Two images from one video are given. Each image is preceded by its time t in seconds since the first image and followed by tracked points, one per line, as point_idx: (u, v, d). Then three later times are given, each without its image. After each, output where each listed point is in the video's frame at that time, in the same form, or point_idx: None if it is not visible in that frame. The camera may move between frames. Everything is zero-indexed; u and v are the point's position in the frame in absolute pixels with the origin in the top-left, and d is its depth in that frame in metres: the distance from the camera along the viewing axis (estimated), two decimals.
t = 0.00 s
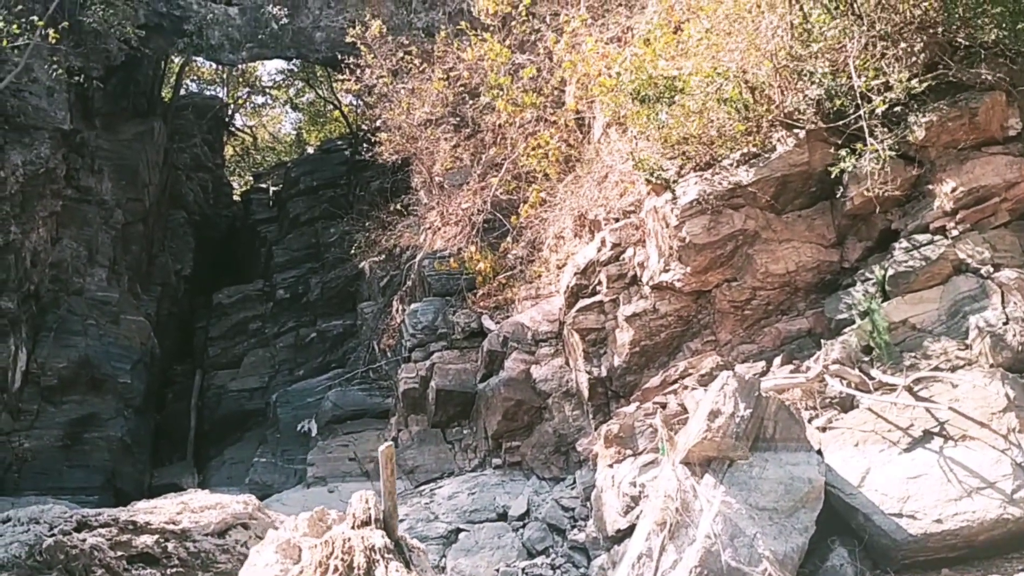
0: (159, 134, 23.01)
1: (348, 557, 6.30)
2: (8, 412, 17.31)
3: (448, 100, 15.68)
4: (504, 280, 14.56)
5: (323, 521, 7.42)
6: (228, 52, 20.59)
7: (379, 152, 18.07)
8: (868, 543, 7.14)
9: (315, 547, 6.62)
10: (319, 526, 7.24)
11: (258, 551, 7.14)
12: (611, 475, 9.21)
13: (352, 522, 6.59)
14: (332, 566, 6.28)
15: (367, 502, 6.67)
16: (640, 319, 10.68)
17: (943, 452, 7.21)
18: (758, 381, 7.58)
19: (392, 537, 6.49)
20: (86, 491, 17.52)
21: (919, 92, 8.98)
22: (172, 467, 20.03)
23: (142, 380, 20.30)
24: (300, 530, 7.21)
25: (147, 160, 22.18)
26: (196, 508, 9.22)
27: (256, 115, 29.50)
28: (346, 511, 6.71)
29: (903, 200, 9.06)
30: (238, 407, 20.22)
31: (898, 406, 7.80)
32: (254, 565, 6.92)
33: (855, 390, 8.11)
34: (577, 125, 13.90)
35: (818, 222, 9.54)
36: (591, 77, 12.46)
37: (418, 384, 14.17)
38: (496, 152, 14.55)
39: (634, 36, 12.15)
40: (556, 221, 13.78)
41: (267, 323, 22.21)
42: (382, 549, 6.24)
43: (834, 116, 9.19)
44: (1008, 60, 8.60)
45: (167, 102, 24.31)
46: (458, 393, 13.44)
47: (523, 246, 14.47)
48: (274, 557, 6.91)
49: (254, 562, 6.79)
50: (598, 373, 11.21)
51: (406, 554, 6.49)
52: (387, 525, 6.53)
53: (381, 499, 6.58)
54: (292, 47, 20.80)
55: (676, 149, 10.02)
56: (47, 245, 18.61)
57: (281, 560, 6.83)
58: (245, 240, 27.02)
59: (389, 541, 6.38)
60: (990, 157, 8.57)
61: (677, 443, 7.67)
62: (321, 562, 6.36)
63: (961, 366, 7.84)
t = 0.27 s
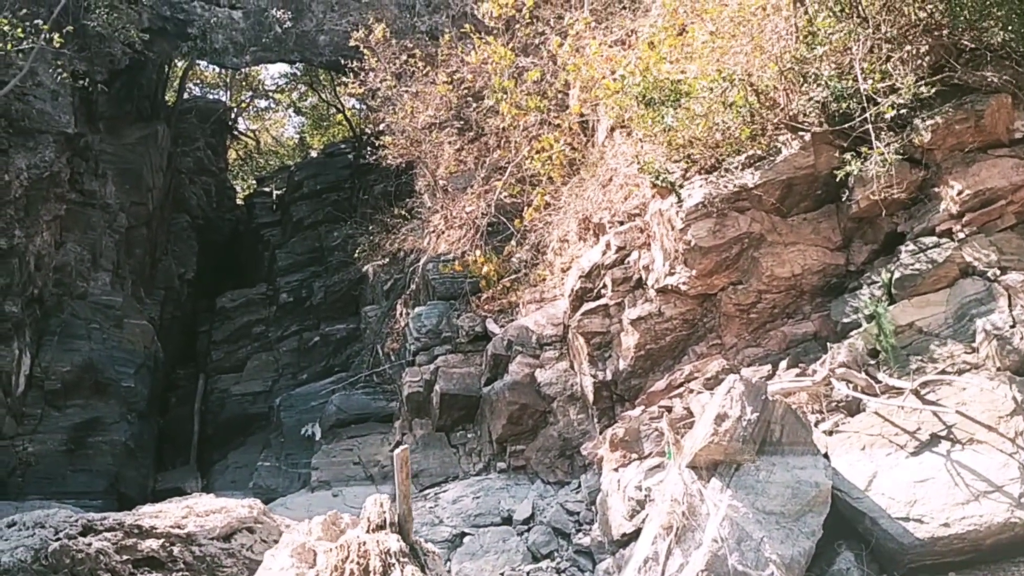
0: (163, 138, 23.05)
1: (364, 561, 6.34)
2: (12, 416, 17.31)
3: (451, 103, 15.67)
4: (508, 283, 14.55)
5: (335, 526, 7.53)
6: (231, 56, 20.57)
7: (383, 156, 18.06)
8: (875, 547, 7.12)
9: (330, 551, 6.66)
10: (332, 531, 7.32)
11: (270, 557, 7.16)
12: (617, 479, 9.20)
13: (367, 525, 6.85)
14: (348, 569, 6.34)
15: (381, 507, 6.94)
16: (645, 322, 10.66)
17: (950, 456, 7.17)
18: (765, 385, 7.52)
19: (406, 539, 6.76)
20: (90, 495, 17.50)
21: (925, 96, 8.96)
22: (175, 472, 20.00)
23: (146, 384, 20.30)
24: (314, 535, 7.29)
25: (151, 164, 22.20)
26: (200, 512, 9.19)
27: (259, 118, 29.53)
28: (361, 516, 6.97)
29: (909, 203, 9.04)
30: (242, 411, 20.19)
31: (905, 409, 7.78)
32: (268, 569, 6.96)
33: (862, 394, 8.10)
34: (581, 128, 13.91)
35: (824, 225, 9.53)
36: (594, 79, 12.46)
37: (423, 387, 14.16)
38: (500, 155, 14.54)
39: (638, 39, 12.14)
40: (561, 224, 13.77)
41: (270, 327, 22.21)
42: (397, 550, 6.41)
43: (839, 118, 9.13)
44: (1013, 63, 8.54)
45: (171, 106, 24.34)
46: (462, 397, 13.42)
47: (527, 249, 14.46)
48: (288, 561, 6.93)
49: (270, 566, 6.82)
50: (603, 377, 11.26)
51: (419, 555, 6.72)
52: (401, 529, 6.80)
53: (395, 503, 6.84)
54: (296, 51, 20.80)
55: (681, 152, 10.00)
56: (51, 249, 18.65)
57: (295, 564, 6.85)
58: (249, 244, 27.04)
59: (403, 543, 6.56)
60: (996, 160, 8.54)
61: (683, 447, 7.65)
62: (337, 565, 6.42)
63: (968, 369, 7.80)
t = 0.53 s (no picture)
0: (169, 148, 23.14)
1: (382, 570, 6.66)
2: (17, 425, 17.33)
3: (456, 113, 15.69)
4: (514, 292, 14.55)
5: (349, 540, 7.89)
6: (238, 66, 20.49)
7: (388, 166, 18.12)
8: (884, 558, 7.10)
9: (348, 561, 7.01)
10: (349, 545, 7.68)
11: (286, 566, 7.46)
12: (624, 489, 9.17)
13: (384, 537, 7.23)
14: None
15: (397, 520, 7.34)
16: (652, 332, 10.65)
17: (959, 466, 7.14)
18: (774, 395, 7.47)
19: (422, 552, 7.15)
20: (95, 505, 17.46)
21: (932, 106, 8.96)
22: (180, 481, 19.98)
23: (151, 393, 20.31)
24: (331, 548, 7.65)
25: (156, 173, 22.27)
26: (206, 522, 9.18)
27: (264, 128, 29.63)
28: (377, 529, 7.36)
29: (916, 213, 9.02)
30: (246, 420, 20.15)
31: (913, 419, 7.75)
32: None
33: (869, 404, 8.08)
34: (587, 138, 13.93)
35: (830, 235, 9.53)
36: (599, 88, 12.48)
37: (428, 397, 14.15)
38: (505, 165, 14.55)
39: (644, 49, 12.17)
40: (567, 233, 13.78)
41: (275, 336, 22.23)
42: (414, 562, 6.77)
43: (846, 128, 9.14)
44: (1020, 73, 8.53)
45: (177, 116, 24.45)
46: (468, 406, 13.40)
47: (532, 258, 14.45)
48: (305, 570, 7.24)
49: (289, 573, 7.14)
50: (609, 387, 11.25)
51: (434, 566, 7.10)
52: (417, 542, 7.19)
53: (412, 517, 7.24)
54: (302, 61, 20.84)
55: (687, 162, 10.03)
56: (57, 258, 18.72)
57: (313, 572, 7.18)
58: (255, 253, 27.10)
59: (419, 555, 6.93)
60: (1003, 170, 8.53)
61: (691, 457, 7.64)
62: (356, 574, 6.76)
63: (976, 380, 7.76)
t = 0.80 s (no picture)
0: (175, 162, 23.24)
1: None
2: (22, 439, 17.33)
3: (462, 128, 15.73)
4: (520, 306, 14.56)
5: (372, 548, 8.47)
6: (244, 81, 20.63)
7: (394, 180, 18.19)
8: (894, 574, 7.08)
9: None
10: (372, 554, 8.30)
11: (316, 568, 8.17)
12: (630, 504, 9.12)
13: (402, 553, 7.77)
14: None
15: (414, 537, 7.85)
16: (658, 346, 10.62)
17: (967, 482, 7.09)
18: (781, 409, 7.43)
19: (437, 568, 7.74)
20: (100, 519, 17.37)
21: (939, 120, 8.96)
22: (184, 496, 19.92)
23: (155, 407, 20.30)
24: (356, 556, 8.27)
25: (163, 187, 22.34)
26: (213, 536, 9.14)
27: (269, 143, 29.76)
28: (395, 544, 7.87)
29: (922, 228, 9.03)
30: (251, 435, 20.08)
31: (922, 434, 7.72)
32: None
33: (878, 419, 8.04)
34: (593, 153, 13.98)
35: (837, 249, 9.53)
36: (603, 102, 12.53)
37: (434, 411, 14.14)
38: (510, 179, 14.58)
39: (649, 64, 12.23)
40: (572, 247, 13.81)
41: (280, 350, 22.23)
42: None
43: (852, 143, 9.18)
44: None
45: (183, 130, 24.57)
46: (473, 420, 13.38)
47: (537, 272, 14.45)
48: None
49: None
50: (615, 402, 11.23)
51: None
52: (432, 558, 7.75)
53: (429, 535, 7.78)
54: (308, 75, 20.94)
55: (694, 176, 10.02)
56: (63, 272, 18.82)
57: None
58: (260, 267, 27.15)
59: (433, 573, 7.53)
60: (1010, 185, 8.56)
61: (699, 472, 7.62)
62: None
63: (984, 394, 7.76)
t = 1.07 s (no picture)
0: (186, 176, 23.36)
1: None
2: (32, 451, 17.36)
3: (472, 141, 15.75)
4: (530, 319, 14.52)
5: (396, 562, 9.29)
6: (255, 95, 20.74)
7: (403, 193, 18.25)
8: None
9: None
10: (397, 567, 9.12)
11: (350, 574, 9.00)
12: (643, 519, 9.07)
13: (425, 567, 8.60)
14: None
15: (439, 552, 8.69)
16: (670, 359, 10.60)
17: (983, 496, 7.03)
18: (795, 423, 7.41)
19: None
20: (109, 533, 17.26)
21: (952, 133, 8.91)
22: (194, 509, 19.91)
23: (165, 420, 20.32)
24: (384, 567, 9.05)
25: (173, 201, 22.42)
26: (224, 550, 9.13)
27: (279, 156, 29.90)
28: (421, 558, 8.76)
29: (936, 241, 8.98)
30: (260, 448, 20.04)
31: (937, 449, 7.67)
32: None
33: (892, 433, 7.99)
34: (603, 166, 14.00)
35: (849, 262, 9.49)
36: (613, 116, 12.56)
37: (444, 425, 14.11)
38: (521, 192, 14.59)
39: (659, 77, 12.25)
40: (582, 261, 13.81)
41: (290, 363, 22.24)
42: None
43: (865, 156, 9.16)
44: None
45: (193, 144, 24.71)
46: (484, 434, 13.34)
47: (548, 285, 14.44)
48: None
49: None
50: (626, 415, 11.19)
51: None
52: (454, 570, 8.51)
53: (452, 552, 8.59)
54: (319, 90, 21.07)
55: (706, 189, 9.99)
56: (74, 285, 18.94)
57: None
58: (269, 280, 27.22)
59: None
60: None
61: (712, 486, 7.63)
62: None
63: (999, 408, 7.69)
